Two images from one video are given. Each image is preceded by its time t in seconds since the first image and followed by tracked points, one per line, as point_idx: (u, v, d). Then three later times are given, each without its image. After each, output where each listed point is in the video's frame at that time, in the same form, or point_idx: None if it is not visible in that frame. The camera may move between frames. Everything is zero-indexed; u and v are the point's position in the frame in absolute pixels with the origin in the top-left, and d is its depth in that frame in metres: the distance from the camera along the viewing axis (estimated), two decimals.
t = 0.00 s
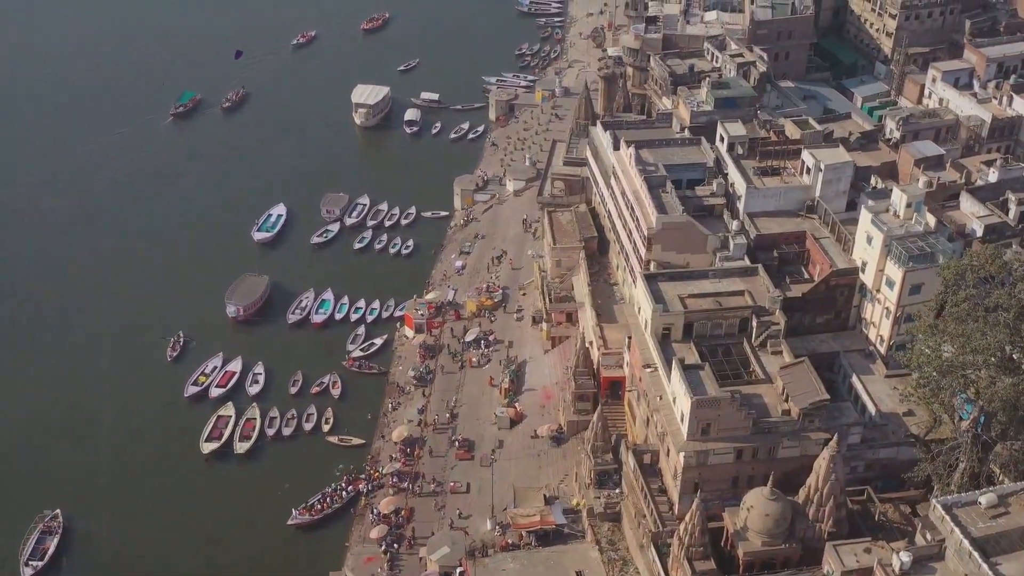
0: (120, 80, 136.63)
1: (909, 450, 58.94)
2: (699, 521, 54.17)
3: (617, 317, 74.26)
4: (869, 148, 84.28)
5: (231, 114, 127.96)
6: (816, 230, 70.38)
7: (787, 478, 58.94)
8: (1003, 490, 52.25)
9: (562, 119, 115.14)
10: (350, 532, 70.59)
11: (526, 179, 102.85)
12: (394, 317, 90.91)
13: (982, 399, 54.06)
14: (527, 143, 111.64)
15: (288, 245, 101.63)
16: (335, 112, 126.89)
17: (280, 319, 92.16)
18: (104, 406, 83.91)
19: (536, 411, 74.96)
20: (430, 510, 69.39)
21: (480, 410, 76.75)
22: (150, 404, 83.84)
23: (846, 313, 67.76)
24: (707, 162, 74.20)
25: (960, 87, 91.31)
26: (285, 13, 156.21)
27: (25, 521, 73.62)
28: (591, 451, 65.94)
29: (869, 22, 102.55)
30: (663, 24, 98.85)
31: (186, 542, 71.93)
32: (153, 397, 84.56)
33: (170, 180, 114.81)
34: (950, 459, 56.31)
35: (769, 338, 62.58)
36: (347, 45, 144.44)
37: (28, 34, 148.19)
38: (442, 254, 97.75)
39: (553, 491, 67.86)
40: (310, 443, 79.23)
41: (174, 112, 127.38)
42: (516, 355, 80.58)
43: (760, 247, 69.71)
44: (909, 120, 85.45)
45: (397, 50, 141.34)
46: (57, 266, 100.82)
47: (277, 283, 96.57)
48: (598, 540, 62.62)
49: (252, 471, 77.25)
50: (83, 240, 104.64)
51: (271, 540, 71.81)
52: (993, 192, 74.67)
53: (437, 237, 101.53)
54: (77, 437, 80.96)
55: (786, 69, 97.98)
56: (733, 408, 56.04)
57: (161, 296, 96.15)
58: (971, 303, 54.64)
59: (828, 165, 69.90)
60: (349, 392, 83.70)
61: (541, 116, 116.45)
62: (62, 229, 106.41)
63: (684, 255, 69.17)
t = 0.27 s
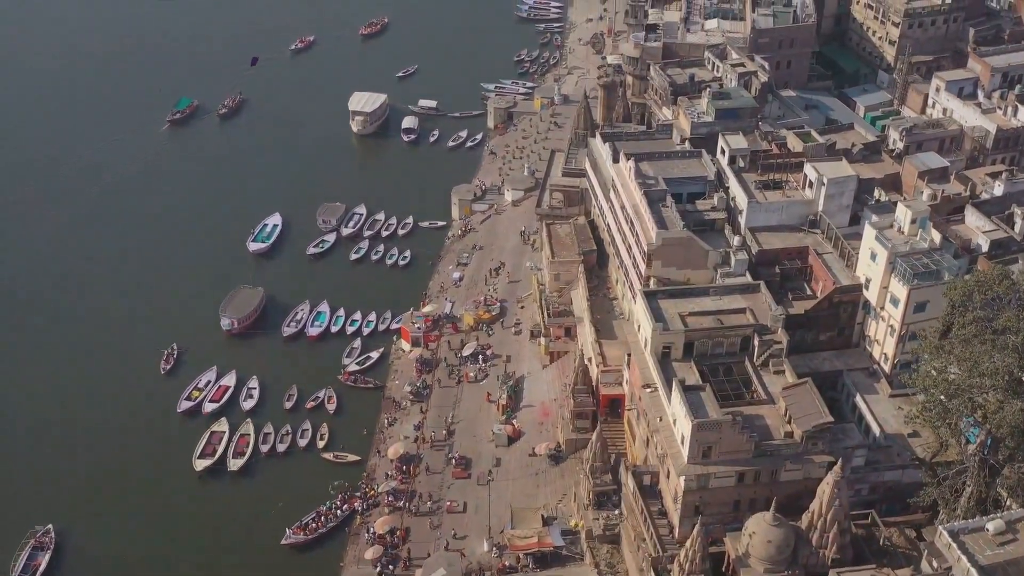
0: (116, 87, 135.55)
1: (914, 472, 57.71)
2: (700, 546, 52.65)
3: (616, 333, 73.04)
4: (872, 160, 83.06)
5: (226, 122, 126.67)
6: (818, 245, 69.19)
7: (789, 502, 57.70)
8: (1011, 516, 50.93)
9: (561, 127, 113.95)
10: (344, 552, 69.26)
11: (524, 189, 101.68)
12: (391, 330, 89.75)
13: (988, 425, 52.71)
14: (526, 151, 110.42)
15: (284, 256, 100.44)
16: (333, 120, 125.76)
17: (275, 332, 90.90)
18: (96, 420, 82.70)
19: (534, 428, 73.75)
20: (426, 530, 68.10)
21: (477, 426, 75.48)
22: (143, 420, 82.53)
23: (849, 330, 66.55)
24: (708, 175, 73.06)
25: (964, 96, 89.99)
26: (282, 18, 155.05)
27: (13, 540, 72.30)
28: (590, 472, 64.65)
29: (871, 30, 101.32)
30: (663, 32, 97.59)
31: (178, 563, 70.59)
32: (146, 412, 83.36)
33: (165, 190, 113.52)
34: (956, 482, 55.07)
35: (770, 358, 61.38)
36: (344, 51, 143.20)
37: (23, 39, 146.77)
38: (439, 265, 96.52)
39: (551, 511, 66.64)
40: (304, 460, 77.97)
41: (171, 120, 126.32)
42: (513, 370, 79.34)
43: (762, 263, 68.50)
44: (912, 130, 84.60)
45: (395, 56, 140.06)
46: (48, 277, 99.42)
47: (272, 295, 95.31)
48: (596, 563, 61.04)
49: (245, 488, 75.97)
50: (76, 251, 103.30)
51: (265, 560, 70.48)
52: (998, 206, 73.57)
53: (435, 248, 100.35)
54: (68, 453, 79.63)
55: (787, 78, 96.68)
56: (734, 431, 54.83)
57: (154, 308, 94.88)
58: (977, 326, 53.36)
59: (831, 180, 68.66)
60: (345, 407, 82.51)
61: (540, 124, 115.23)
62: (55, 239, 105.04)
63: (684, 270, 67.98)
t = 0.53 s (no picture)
0: (111, 91, 134.06)
1: (919, 497, 56.49)
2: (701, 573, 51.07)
3: (616, 350, 71.83)
4: (875, 172, 81.87)
5: (222, 129, 125.36)
6: (821, 261, 68.00)
7: (791, 526, 56.53)
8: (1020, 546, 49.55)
9: (560, 136, 112.76)
10: (338, 573, 68.00)
11: (523, 200, 100.26)
12: (387, 344, 88.58)
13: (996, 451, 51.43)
14: (524, 160, 109.24)
15: (279, 267, 99.18)
16: (330, 127, 124.44)
17: (270, 346, 89.72)
18: (88, 435, 81.44)
19: (532, 446, 72.58)
20: (422, 551, 66.79)
21: (474, 444, 74.29)
22: (135, 435, 81.29)
23: (852, 349, 65.40)
24: (708, 190, 71.73)
25: (968, 107, 88.88)
26: (279, 22, 153.52)
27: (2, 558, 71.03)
28: (588, 493, 63.47)
29: (874, 38, 100.07)
30: (663, 41, 96.42)
31: None
32: (139, 427, 82.11)
33: (160, 198, 112.22)
34: (963, 508, 53.84)
35: (772, 378, 60.21)
36: (341, 57, 141.98)
37: (17, 42, 145.22)
38: (436, 277, 95.36)
39: (548, 533, 65.46)
40: (299, 477, 76.75)
41: (167, 126, 125.03)
42: (511, 387, 78.17)
43: (764, 280, 67.32)
44: (915, 141, 83.46)
45: (392, 62, 138.81)
46: (41, 287, 98.06)
47: (268, 307, 94.10)
48: None
49: (239, 507, 74.73)
50: (69, 260, 101.98)
51: None
52: (1003, 221, 72.44)
53: (432, 259, 99.11)
54: (59, 469, 78.38)
55: (789, 88, 95.51)
56: (736, 455, 53.64)
57: (148, 320, 93.65)
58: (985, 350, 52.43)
59: (834, 195, 67.52)
60: (340, 422, 81.32)
61: (539, 133, 114.02)
62: (48, 248, 103.70)
63: (684, 287, 66.76)
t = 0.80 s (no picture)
0: (107, 98, 132.96)
1: (924, 523, 55.32)
2: None
3: (615, 368, 70.63)
4: (878, 186, 80.68)
5: (218, 138, 124.24)
6: (824, 278, 66.84)
7: (794, 552, 55.42)
8: None
9: (559, 145, 111.57)
10: None
11: (521, 211, 98.88)
12: (384, 358, 87.43)
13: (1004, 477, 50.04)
14: (523, 170, 108.06)
15: (275, 279, 98.04)
16: (326, 136, 123.31)
17: (265, 360, 88.54)
18: (80, 452, 80.28)
19: (529, 466, 71.39)
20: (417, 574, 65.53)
21: (471, 462, 73.08)
22: (128, 452, 80.07)
23: (855, 368, 64.25)
24: (709, 204, 70.53)
25: (972, 118, 87.70)
26: (276, 26, 152.23)
27: None
28: (587, 516, 62.29)
29: (876, 47, 98.85)
30: (663, 51, 95.27)
31: None
32: (131, 443, 80.93)
33: (155, 208, 111.10)
34: (969, 536, 52.58)
35: (775, 400, 59.03)
36: (339, 64, 140.78)
37: (11, 49, 144.04)
38: (433, 290, 94.19)
39: (546, 556, 64.29)
40: (293, 496, 75.52)
41: (163, 134, 123.99)
42: (509, 404, 76.98)
43: (766, 297, 66.16)
44: (918, 154, 82.27)
45: (390, 69, 137.63)
46: (34, 300, 96.95)
47: (262, 320, 92.93)
48: None
49: (232, 526, 73.49)
50: (62, 272, 100.88)
51: None
52: (1009, 236, 71.25)
53: (429, 271, 97.94)
54: (50, 487, 77.20)
55: (791, 98, 94.31)
56: (737, 481, 52.46)
57: (141, 334, 92.49)
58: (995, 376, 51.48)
59: (836, 211, 66.35)
60: (335, 439, 80.09)
61: (538, 142, 112.82)
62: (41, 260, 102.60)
63: (684, 306, 65.60)
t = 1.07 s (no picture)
0: (104, 106, 132.08)
1: (931, 550, 54.12)
2: None
3: (614, 387, 69.39)
4: (881, 199, 79.48)
5: (214, 147, 122.99)
6: (827, 297, 65.65)
7: None
8: None
9: (558, 154, 110.34)
10: None
11: (520, 222, 97.55)
12: (380, 373, 86.25)
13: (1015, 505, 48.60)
14: (521, 180, 106.85)
15: (270, 292, 96.88)
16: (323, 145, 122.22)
17: (259, 375, 87.32)
18: (72, 469, 79.20)
19: (527, 487, 70.12)
20: None
21: (468, 482, 71.81)
22: (120, 470, 78.80)
23: (859, 390, 63.10)
24: (710, 221, 69.45)
25: (977, 130, 86.50)
26: (275, 34, 151.30)
27: None
28: (585, 541, 61.11)
29: (879, 57, 97.68)
30: (663, 61, 94.06)
31: None
32: (125, 460, 79.83)
33: (150, 219, 109.85)
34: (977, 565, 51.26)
35: (777, 424, 57.84)
36: (337, 71, 139.60)
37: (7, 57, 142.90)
38: (430, 303, 92.97)
39: None
40: (287, 515, 74.24)
41: (160, 142, 122.99)
42: (506, 422, 75.78)
43: (767, 316, 64.96)
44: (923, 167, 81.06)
45: (388, 77, 136.46)
46: (27, 314, 95.70)
47: (257, 334, 91.70)
48: None
49: (225, 547, 72.19)
50: (56, 285, 99.62)
51: None
52: (1015, 253, 70.05)
53: (427, 284, 96.76)
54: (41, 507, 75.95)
55: (792, 108, 93.08)
56: (738, 510, 51.28)
57: (135, 349, 91.28)
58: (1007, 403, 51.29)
59: (840, 229, 65.18)
60: (331, 457, 78.87)
61: (537, 151, 111.57)
62: (35, 272, 101.37)
63: (685, 325, 64.45)
